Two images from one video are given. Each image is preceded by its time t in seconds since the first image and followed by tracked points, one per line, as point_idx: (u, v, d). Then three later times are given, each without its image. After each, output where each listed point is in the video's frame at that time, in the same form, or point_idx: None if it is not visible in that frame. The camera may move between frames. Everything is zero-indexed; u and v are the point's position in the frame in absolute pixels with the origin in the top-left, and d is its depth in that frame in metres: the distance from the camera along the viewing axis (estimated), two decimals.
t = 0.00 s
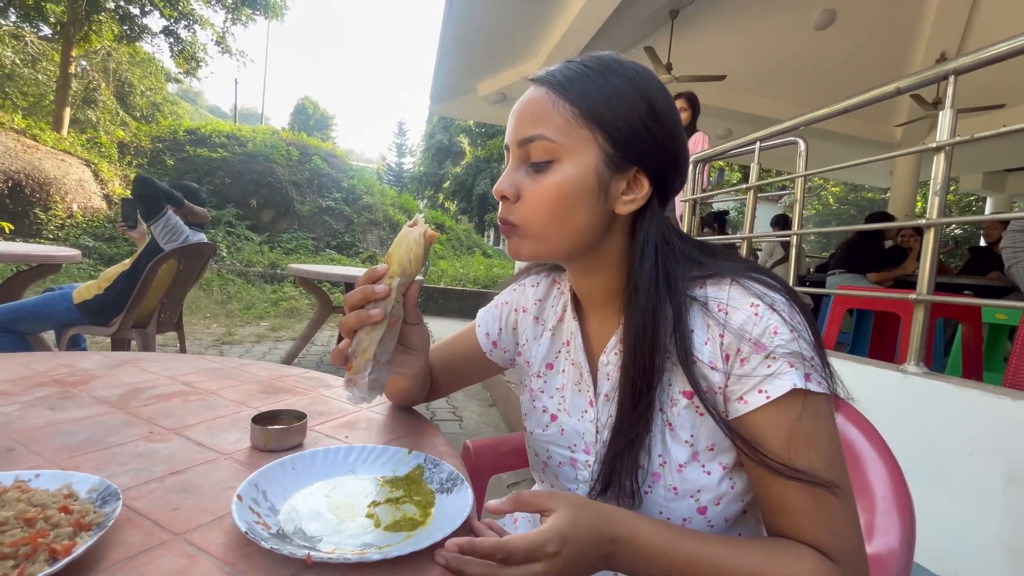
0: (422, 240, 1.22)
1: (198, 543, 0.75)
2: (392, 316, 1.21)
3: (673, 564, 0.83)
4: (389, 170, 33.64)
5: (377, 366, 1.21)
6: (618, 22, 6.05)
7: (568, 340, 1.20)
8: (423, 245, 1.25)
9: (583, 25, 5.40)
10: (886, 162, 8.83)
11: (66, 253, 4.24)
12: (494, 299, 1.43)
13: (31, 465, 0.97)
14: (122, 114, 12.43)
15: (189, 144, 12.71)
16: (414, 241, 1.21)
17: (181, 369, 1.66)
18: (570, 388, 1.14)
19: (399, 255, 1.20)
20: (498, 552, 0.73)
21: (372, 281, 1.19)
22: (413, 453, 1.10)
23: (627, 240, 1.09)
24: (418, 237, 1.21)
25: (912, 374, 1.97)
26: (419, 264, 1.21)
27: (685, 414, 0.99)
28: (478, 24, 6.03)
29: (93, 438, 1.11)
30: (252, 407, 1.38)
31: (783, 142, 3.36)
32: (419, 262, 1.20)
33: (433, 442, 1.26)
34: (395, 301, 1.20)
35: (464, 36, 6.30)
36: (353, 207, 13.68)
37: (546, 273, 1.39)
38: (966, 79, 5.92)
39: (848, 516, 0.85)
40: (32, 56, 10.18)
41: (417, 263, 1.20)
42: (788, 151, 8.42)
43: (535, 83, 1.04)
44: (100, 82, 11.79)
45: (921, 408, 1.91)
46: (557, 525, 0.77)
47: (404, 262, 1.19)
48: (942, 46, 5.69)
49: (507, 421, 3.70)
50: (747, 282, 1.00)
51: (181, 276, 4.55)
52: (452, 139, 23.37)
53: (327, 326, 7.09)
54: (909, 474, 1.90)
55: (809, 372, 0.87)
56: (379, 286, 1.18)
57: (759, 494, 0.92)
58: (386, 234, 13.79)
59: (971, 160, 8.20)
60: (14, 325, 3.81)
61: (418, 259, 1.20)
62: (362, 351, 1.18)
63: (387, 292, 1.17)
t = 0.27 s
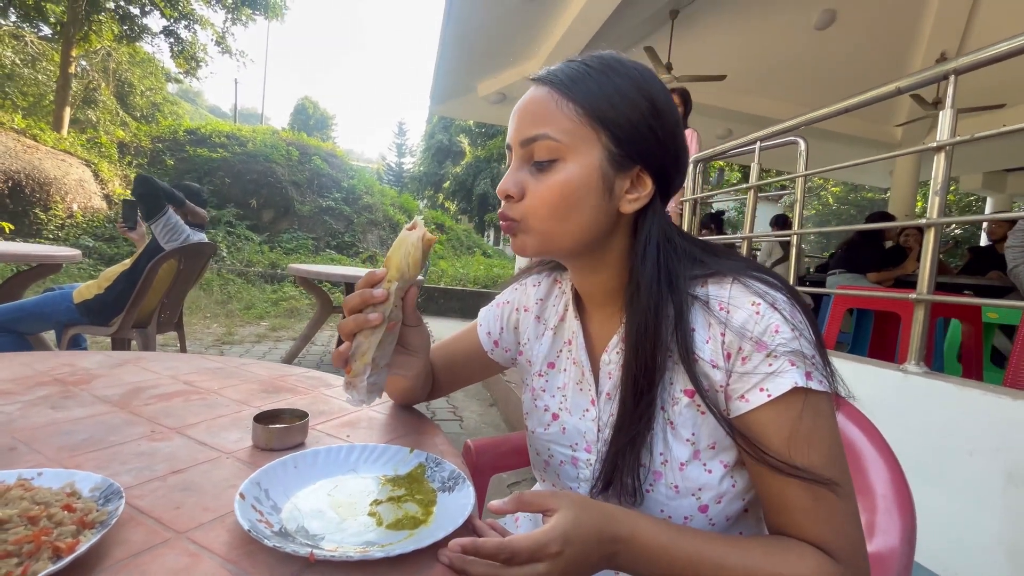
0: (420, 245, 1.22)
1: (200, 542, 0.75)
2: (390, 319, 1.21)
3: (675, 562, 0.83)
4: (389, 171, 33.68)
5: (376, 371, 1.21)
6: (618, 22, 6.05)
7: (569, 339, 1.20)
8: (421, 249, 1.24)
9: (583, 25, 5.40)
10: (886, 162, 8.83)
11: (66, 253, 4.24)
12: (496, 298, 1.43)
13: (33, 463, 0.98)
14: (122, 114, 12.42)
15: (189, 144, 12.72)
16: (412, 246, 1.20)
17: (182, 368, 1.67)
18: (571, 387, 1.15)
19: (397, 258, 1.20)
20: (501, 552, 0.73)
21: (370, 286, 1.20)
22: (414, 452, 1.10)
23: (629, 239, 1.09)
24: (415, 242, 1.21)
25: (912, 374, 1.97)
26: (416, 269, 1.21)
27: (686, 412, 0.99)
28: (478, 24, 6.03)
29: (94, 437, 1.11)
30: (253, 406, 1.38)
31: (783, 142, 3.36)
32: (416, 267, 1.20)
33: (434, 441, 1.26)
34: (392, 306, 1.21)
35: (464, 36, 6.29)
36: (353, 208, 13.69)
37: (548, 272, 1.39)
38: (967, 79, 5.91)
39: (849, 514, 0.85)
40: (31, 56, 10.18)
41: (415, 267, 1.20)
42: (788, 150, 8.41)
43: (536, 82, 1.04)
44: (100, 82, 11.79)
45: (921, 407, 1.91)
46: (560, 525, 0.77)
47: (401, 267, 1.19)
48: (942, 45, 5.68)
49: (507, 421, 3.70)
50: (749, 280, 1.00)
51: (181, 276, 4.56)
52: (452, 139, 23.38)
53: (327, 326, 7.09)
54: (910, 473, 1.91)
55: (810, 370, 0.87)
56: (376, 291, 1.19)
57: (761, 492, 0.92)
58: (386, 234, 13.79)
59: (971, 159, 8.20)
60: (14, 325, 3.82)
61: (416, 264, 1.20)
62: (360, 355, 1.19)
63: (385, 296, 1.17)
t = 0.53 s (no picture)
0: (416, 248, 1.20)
1: (198, 538, 0.75)
2: (386, 325, 1.20)
3: (674, 558, 0.83)
4: (388, 169, 33.67)
5: (371, 376, 1.21)
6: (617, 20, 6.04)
7: (570, 335, 1.20)
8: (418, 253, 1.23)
9: (582, 23, 5.39)
10: (885, 159, 8.82)
11: (65, 252, 4.23)
12: (496, 293, 1.43)
13: (31, 461, 0.98)
14: (120, 113, 12.40)
15: (187, 143, 12.69)
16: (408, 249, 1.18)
17: (180, 366, 1.66)
18: (571, 383, 1.15)
19: (391, 263, 1.18)
20: (502, 551, 0.74)
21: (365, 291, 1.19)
22: (412, 449, 1.10)
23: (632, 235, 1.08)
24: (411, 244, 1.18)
25: (911, 370, 1.97)
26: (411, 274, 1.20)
27: (686, 408, 0.99)
28: (477, 22, 6.01)
29: (92, 434, 1.11)
30: (252, 404, 1.38)
31: (782, 140, 3.36)
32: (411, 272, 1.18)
33: (432, 438, 1.26)
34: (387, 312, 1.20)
35: (463, 34, 6.28)
36: (352, 206, 13.67)
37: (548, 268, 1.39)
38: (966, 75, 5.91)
39: (848, 509, 0.85)
40: (29, 54, 10.16)
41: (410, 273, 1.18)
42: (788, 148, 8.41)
43: (538, 77, 1.02)
44: (98, 81, 11.77)
45: (920, 404, 1.91)
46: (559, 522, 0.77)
47: (396, 272, 1.18)
48: (942, 42, 5.68)
49: (506, 419, 3.69)
50: (750, 275, 1.00)
51: (180, 275, 4.55)
52: (451, 137, 23.34)
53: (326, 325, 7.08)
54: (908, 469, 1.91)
55: (811, 366, 0.87)
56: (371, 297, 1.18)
57: (760, 487, 0.92)
58: (385, 232, 13.78)
59: (970, 157, 8.20)
60: (13, 325, 3.82)
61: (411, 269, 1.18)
62: (354, 361, 1.19)
63: (379, 303, 1.16)
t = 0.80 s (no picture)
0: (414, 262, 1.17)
1: (193, 537, 0.75)
2: (382, 342, 1.19)
3: (675, 554, 0.83)
4: (387, 168, 33.65)
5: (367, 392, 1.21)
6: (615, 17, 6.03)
7: (569, 332, 1.20)
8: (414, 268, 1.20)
9: (580, 20, 5.38)
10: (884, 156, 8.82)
11: (63, 251, 4.22)
12: (493, 292, 1.42)
13: (25, 460, 0.97)
14: (118, 111, 12.36)
15: (185, 141, 12.66)
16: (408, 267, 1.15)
17: (177, 365, 1.66)
18: (570, 380, 1.14)
19: (389, 283, 1.15)
20: (514, 546, 0.73)
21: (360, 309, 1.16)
22: (408, 447, 1.10)
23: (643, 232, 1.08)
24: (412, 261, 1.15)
25: (908, 367, 1.97)
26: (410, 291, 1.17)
27: (687, 404, 0.99)
28: (475, 19, 6.00)
29: (88, 433, 1.10)
30: (248, 402, 1.38)
31: (780, 137, 3.35)
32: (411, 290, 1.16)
33: (430, 436, 1.26)
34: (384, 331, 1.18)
35: (461, 31, 6.27)
36: (351, 205, 13.64)
37: (545, 266, 1.38)
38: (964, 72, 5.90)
39: (846, 501, 0.86)
40: (26, 53, 10.13)
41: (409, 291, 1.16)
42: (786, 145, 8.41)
43: (573, 63, 0.97)
44: (95, 79, 11.74)
45: (919, 401, 1.91)
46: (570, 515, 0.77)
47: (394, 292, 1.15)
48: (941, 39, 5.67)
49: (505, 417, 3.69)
50: (752, 269, 1.01)
51: (178, 274, 4.54)
52: (450, 135, 23.31)
53: (326, 324, 7.08)
54: (906, 465, 1.91)
55: (811, 360, 0.87)
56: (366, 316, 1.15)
57: (759, 482, 0.91)
58: (384, 231, 13.77)
59: (969, 153, 8.20)
60: (10, 324, 3.81)
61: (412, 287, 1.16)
62: (351, 377, 1.18)
63: (375, 322, 1.14)
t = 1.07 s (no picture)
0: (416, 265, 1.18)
1: (192, 539, 0.75)
2: (386, 346, 1.19)
3: (678, 559, 0.84)
4: (385, 166, 33.61)
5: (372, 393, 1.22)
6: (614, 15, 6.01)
7: (571, 332, 1.20)
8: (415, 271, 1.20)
9: (578, 18, 5.37)
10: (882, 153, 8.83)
11: (61, 251, 4.21)
12: (494, 292, 1.42)
13: (24, 462, 0.97)
14: (115, 109, 12.32)
15: (183, 140, 12.62)
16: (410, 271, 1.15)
17: (176, 366, 1.66)
18: (573, 381, 1.15)
19: (391, 286, 1.15)
20: (523, 557, 0.73)
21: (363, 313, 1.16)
22: (408, 448, 1.10)
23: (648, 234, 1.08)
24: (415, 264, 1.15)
25: (906, 365, 1.98)
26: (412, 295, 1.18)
27: (690, 405, 0.99)
28: (474, 17, 5.98)
29: (87, 435, 1.10)
30: (247, 403, 1.38)
31: (778, 135, 3.35)
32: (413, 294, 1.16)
33: (429, 437, 1.26)
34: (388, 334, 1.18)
35: (459, 28, 6.25)
36: (349, 203, 13.62)
37: (546, 266, 1.38)
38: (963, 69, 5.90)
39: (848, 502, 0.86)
40: (22, 51, 10.09)
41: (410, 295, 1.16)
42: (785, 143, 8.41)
43: (581, 65, 0.97)
44: (92, 77, 11.69)
45: (916, 399, 1.91)
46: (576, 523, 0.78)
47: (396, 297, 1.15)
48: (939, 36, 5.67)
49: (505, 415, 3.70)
50: (755, 271, 1.01)
51: (176, 273, 4.53)
52: (448, 133, 23.27)
53: (325, 323, 7.07)
54: (904, 463, 1.92)
55: (814, 362, 0.88)
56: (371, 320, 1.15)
57: (761, 482, 0.92)
58: (382, 229, 13.75)
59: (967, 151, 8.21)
60: (8, 324, 3.80)
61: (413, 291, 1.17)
62: (354, 379, 1.18)
63: (379, 326, 1.14)
